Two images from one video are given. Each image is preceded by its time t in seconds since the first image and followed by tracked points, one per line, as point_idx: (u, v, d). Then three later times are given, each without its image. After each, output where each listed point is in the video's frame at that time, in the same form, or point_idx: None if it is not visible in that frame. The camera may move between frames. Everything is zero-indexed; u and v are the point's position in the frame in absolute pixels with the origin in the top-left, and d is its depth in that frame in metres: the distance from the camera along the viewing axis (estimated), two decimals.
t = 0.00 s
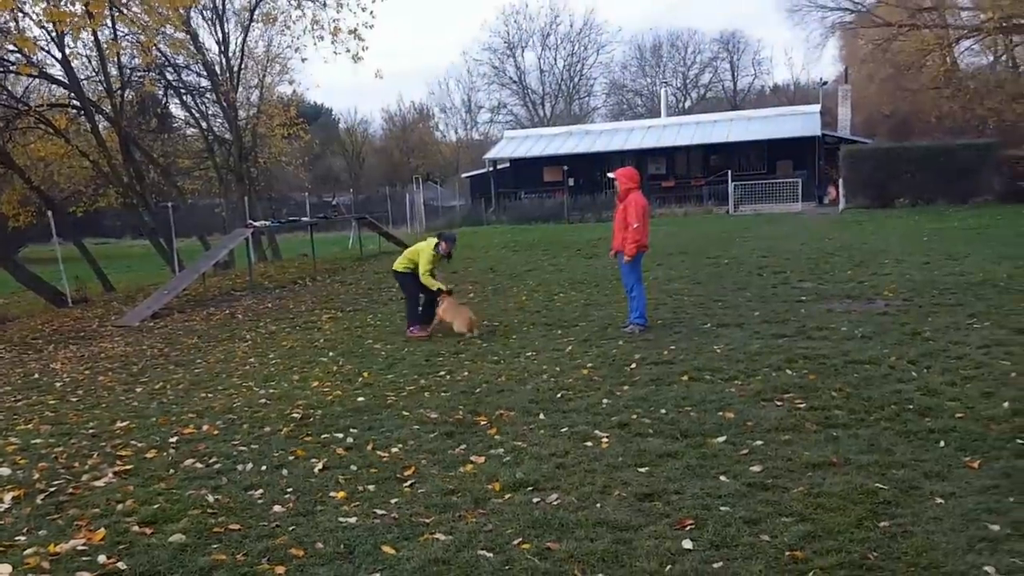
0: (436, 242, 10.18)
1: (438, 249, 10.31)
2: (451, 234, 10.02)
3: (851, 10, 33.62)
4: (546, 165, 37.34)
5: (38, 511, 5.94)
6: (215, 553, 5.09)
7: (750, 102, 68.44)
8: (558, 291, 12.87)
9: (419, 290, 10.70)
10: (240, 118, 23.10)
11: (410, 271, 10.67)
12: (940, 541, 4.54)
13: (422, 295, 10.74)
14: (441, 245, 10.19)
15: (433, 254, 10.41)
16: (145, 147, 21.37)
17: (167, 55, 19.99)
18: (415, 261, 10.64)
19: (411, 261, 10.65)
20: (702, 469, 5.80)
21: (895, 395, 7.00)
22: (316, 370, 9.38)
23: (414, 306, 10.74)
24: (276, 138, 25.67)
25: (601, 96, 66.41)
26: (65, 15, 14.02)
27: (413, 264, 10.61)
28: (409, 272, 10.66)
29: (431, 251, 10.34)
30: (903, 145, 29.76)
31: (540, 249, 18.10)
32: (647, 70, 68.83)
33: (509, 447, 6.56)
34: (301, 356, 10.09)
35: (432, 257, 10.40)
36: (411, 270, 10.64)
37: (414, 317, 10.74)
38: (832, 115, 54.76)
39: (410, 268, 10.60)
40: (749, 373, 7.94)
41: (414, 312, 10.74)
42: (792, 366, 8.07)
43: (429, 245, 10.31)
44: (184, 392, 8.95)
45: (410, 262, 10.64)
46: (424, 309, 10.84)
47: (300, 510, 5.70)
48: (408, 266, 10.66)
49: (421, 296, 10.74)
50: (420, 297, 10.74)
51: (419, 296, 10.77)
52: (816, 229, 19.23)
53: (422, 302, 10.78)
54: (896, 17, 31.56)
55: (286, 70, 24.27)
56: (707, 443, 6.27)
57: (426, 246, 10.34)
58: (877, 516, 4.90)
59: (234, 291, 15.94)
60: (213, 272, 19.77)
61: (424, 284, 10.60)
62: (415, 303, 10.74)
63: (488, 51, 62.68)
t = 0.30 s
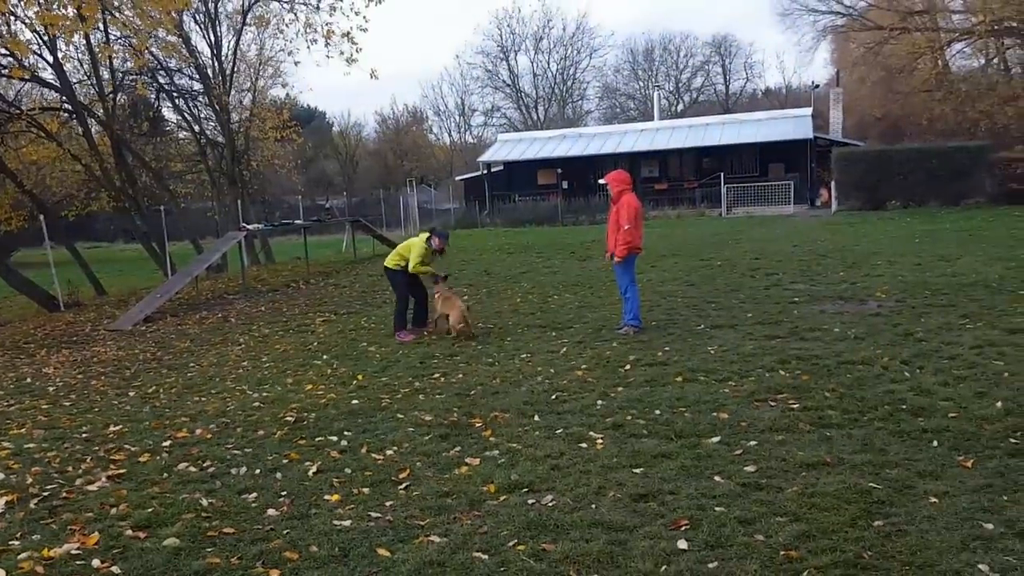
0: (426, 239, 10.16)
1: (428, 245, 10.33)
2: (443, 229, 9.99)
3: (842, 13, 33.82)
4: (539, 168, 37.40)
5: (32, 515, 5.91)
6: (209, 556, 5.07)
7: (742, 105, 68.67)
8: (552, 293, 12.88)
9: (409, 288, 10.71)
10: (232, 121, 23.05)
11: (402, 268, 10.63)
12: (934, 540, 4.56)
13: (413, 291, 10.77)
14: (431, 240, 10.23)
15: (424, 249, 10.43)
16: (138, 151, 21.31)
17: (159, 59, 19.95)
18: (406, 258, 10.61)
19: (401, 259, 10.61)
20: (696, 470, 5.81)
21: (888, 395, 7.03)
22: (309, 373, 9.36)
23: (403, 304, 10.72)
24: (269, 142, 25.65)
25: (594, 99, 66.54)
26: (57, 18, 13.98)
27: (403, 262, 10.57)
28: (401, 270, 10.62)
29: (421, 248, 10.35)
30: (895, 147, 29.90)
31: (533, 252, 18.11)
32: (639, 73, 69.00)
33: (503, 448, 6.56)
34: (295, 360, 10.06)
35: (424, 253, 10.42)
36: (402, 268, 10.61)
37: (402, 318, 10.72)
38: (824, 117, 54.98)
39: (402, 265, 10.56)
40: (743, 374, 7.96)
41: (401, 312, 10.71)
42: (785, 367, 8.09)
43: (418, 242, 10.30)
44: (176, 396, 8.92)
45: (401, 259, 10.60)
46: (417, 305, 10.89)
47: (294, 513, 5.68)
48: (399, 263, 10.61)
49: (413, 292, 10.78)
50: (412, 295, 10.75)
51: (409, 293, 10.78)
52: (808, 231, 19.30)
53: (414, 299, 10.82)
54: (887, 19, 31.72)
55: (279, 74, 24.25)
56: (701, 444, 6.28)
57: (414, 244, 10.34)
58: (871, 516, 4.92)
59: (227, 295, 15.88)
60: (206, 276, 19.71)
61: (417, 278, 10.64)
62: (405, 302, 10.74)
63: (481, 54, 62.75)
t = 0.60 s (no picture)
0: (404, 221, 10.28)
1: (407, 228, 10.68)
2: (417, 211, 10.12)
3: (833, 12, 33.98)
4: (531, 167, 37.40)
5: (22, 515, 5.89)
6: (201, 556, 5.06)
7: (733, 104, 68.83)
8: (544, 292, 12.89)
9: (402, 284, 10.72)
10: (224, 120, 22.97)
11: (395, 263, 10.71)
12: (924, 537, 4.59)
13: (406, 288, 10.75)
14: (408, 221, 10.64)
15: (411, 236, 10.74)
16: (129, 149, 21.22)
17: (150, 57, 19.88)
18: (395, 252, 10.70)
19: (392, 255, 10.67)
20: (688, 467, 5.83)
21: (879, 393, 7.07)
22: (301, 373, 9.34)
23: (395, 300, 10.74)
24: (260, 140, 25.58)
25: (586, 98, 66.54)
26: (48, 16, 13.91)
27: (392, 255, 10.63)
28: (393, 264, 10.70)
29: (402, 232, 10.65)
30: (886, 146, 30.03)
31: (525, 251, 18.11)
32: (631, 73, 69.08)
33: (495, 447, 6.57)
34: (286, 359, 10.05)
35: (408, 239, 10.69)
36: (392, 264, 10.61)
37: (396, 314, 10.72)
38: (816, 117, 55.16)
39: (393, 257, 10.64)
40: (734, 372, 7.99)
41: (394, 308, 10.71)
42: (776, 365, 8.13)
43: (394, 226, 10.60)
44: (167, 396, 8.89)
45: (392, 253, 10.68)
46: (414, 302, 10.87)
47: (287, 512, 5.68)
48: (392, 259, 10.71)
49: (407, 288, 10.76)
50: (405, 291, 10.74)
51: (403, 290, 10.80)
52: (799, 230, 19.36)
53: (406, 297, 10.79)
54: (878, 19, 31.84)
55: (271, 72, 24.18)
56: (693, 443, 6.30)
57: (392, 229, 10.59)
58: (861, 514, 4.95)
59: (219, 294, 15.84)
60: (197, 275, 19.64)
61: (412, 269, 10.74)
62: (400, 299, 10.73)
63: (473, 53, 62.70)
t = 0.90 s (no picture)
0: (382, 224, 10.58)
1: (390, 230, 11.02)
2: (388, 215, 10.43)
3: (828, 10, 34.05)
4: (526, 165, 37.38)
5: (17, 515, 5.88)
6: (196, 555, 5.06)
7: (729, 101, 68.88)
8: (540, 291, 12.89)
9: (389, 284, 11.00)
10: (219, 119, 22.92)
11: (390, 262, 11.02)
12: (919, 533, 4.61)
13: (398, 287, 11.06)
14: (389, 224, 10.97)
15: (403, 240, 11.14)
16: (123, 148, 21.16)
17: (144, 56, 19.82)
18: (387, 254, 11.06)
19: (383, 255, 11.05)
20: (684, 465, 5.84)
21: (874, 390, 7.09)
22: (296, 372, 9.33)
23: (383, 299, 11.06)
24: (255, 139, 25.52)
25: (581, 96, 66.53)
26: (42, 15, 13.85)
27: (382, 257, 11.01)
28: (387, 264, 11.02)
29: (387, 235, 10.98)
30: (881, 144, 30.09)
31: (521, 250, 18.10)
32: (627, 70, 69.08)
33: (491, 446, 6.57)
34: (282, 358, 10.03)
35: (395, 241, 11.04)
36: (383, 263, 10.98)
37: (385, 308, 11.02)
38: (811, 114, 55.21)
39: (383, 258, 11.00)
40: (730, 370, 8.00)
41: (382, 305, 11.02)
42: (772, 363, 8.14)
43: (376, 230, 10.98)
44: (162, 395, 8.86)
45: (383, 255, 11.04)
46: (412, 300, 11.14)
47: (283, 510, 5.67)
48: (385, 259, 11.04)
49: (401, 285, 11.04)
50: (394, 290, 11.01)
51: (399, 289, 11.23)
52: (795, 228, 19.38)
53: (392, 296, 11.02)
54: (873, 17, 31.88)
55: (265, 71, 24.11)
56: (689, 440, 6.31)
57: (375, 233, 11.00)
58: (856, 510, 4.96)
59: (214, 293, 15.81)
60: (192, 275, 19.60)
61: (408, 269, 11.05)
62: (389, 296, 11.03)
63: (469, 51, 62.64)
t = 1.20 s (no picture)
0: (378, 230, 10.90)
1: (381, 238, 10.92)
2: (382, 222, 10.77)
3: (822, 8, 34.15)
4: (521, 165, 37.38)
5: (14, 517, 5.87)
6: (194, 556, 5.06)
7: (723, 99, 68.96)
8: (536, 290, 12.90)
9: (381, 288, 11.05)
10: (213, 120, 22.86)
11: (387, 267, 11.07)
12: (916, 529, 4.62)
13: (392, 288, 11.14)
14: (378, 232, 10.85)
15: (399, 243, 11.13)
16: (117, 150, 21.11)
17: (137, 57, 19.76)
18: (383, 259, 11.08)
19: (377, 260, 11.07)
20: (680, 463, 5.85)
21: (869, 387, 7.11)
22: (293, 372, 9.33)
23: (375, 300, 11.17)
24: (249, 139, 25.48)
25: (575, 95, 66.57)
26: (35, 16, 13.82)
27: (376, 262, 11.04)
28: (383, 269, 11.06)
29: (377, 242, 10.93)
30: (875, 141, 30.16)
31: (517, 249, 18.11)
32: (621, 69, 69.15)
33: (488, 445, 6.57)
34: (278, 359, 10.03)
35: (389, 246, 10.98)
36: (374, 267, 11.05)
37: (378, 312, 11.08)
38: (805, 112, 55.29)
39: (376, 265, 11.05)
40: (725, 368, 8.01)
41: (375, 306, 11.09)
42: (768, 360, 8.17)
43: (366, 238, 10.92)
44: (158, 396, 8.86)
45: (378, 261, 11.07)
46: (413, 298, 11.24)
47: (280, 511, 5.67)
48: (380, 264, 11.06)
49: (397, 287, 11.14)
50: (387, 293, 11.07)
51: (395, 286, 11.44)
52: (790, 226, 19.42)
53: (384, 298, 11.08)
54: (866, 14, 31.95)
55: (259, 72, 24.06)
56: (685, 438, 6.32)
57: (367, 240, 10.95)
58: (853, 506, 4.98)
59: (209, 294, 15.78)
60: (188, 276, 19.57)
61: (406, 272, 11.11)
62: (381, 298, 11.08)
63: (463, 51, 62.64)
